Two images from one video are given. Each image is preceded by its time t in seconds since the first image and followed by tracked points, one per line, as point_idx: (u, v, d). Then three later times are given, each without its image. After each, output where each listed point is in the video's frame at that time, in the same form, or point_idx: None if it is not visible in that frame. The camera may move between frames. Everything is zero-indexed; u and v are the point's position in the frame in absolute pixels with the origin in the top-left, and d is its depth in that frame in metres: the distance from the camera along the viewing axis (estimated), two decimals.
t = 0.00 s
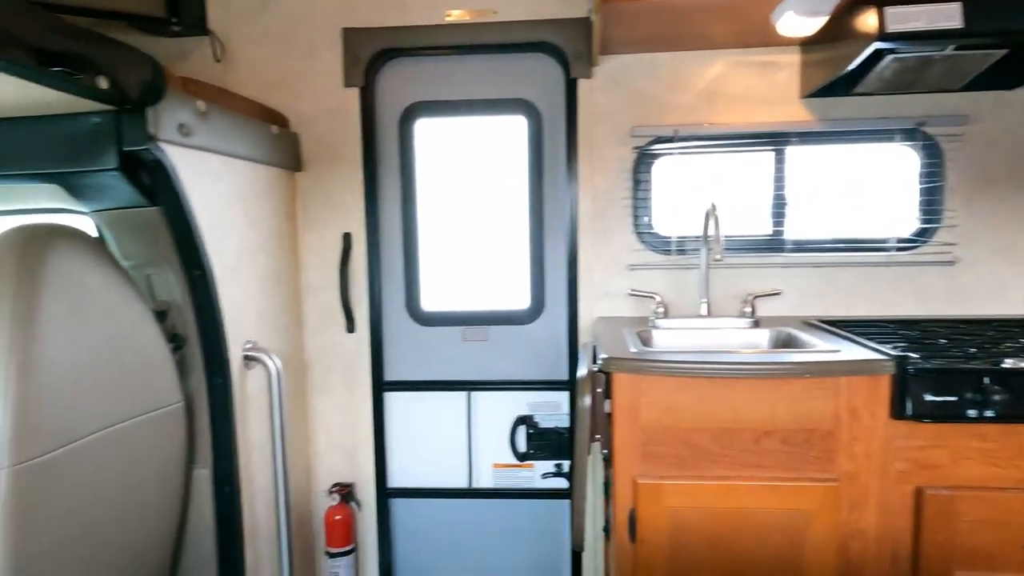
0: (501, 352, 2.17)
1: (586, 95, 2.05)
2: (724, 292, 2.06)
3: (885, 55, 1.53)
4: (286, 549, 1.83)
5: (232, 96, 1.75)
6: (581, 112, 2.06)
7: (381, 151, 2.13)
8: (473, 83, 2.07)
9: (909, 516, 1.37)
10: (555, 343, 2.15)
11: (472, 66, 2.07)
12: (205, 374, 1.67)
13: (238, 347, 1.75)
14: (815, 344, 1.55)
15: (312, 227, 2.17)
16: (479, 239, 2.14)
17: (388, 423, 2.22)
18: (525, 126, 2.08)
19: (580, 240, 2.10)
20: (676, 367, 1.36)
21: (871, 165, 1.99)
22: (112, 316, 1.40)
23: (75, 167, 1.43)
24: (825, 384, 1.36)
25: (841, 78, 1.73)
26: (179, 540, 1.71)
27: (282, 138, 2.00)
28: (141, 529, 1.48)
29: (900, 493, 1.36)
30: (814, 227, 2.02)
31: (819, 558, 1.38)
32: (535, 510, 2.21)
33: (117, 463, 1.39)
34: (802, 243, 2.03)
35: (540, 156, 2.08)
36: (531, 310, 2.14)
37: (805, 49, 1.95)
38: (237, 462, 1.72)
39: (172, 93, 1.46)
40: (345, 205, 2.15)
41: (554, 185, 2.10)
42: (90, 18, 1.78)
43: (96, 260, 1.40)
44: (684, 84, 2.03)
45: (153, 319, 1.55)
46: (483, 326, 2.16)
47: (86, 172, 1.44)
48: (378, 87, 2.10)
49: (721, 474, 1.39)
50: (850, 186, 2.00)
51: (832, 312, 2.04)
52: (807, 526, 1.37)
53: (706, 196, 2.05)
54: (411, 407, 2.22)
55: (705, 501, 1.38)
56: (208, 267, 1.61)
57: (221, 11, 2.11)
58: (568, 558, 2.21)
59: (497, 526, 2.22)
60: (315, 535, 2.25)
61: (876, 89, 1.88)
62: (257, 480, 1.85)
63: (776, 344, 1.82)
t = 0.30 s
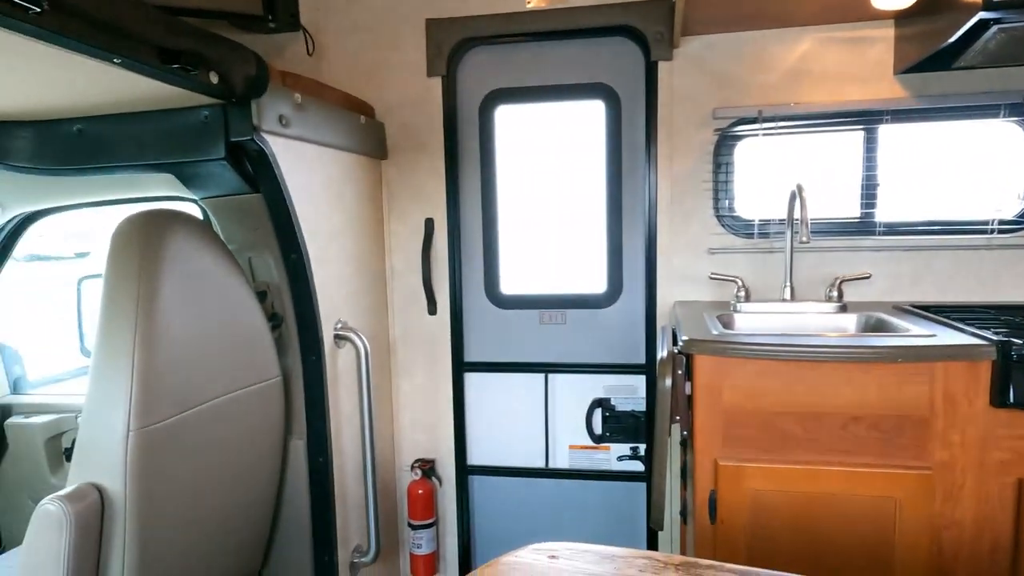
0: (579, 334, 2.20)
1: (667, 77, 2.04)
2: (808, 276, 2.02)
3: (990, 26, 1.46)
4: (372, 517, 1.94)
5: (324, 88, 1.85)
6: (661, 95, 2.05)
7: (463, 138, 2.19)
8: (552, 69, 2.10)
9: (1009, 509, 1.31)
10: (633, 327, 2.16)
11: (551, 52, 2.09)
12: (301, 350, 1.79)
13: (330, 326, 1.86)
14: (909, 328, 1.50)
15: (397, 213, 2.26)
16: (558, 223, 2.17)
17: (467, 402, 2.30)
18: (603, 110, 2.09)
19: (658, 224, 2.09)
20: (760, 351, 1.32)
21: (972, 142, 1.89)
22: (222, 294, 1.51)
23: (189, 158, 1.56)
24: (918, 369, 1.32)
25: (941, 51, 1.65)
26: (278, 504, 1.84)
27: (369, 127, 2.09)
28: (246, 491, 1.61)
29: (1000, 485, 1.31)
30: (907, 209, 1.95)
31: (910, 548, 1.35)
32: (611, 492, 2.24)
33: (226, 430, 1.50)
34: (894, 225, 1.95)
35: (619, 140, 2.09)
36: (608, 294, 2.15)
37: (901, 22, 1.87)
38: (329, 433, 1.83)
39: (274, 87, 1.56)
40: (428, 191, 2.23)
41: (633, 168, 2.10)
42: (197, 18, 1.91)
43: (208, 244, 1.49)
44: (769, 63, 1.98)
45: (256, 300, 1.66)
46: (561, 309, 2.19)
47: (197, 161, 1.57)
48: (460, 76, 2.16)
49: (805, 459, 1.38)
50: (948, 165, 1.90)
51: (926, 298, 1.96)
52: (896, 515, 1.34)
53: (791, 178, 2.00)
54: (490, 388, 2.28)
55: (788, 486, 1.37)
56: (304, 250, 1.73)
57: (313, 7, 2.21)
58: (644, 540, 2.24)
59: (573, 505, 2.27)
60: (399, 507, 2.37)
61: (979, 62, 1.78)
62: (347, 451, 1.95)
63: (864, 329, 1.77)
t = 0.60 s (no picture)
0: (639, 327, 2.16)
1: (733, 62, 1.97)
2: (884, 269, 1.91)
3: None
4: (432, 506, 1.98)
5: (386, 82, 1.87)
6: (727, 81, 1.98)
7: (522, 130, 2.18)
8: (613, 57, 2.06)
9: None
10: (695, 320, 2.11)
11: (612, 40, 2.05)
12: (362, 340, 1.83)
13: (391, 317, 1.89)
14: (996, 326, 1.40)
15: (457, 205, 2.28)
16: (618, 215, 2.13)
17: (526, 394, 2.31)
18: (666, 98, 2.04)
19: (723, 214, 2.03)
20: (829, 348, 1.26)
21: None
22: (286, 286, 1.56)
23: (257, 153, 1.61)
24: (1006, 370, 1.23)
25: None
26: (340, 489, 1.89)
27: (429, 120, 2.11)
28: (310, 477, 1.66)
29: None
30: (996, 198, 1.82)
31: (994, 561, 1.26)
32: (670, 489, 2.20)
33: (291, 417, 1.56)
34: (980, 216, 1.83)
35: (682, 129, 2.03)
36: (670, 287, 2.11)
37: None
38: (390, 423, 1.87)
39: (336, 83, 1.59)
40: (487, 183, 2.23)
41: (696, 157, 2.04)
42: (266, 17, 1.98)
43: (275, 238, 1.54)
44: (843, 44, 1.88)
45: (319, 290, 1.71)
46: (621, 302, 2.16)
47: (264, 156, 1.62)
48: (520, 67, 2.16)
49: (878, 462, 1.31)
50: None
51: (1016, 293, 1.83)
52: (979, 525, 1.26)
53: (868, 165, 1.89)
54: (549, 381, 2.28)
55: (859, 489, 1.31)
56: (365, 243, 1.76)
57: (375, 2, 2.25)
58: (705, 539, 2.19)
59: (632, 501, 2.24)
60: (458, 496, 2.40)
61: None
62: (407, 440, 1.99)
63: (945, 326, 1.67)
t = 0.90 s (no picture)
0: (685, 323, 2.14)
1: (784, 52, 1.92)
2: (943, 265, 1.84)
3: None
4: (476, 499, 2.00)
5: (431, 79, 1.89)
6: (776, 72, 1.93)
7: (566, 125, 2.18)
8: (659, 50, 2.04)
9: None
10: (742, 316, 2.07)
11: (658, 32, 2.03)
12: (408, 334, 1.87)
13: (436, 312, 1.92)
14: None
15: (501, 201, 2.29)
16: (663, 209, 2.11)
17: (569, 390, 2.31)
18: (713, 91, 2.01)
19: (772, 209, 1.99)
20: (882, 346, 1.22)
21: None
22: (335, 281, 1.60)
23: (307, 151, 1.66)
24: None
25: None
26: (386, 480, 1.93)
27: (474, 117, 2.12)
28: (357, 467, 1.70)
29: None
30: None
31: None
32: (715, 487, 2.17)
33: (339, 409, 1.60)
34: None
35: (730, 122, 2.00)
36: (716, 282, 2.07)
37: None
38: (435, 417, 1.89)
39: (383, 81, 1.62)
40: (531, 179, 2.24)
41: (745, 151, 2.00)
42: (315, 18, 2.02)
43: (324, 235, 1.59)
44: (901, 32, 1.82)
45: (367, 285, 1.75)
46: (666, 297, 2.14)
47: (314, 154, 1.66)
48: (564, 62, 2.15)
49: (935, 464, 1.26)
50: None
51: None
52: None
53: (926, 157, 1.82)
54: (592, 376, 2.28)
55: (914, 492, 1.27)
56: (411, 238, 1.79)
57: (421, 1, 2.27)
58: (751, 539, 2.16)
59: (676, 498, 2.23)
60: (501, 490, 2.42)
61: None
62: (452, 432, 2.02)
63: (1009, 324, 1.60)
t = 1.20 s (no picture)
0: (707, 321, 2.12)
1: (809, 47, 1.89)
2: (972, 262, 1.81)
3: None
4: (497, 495, 2.01)
5: (452, 77, 1.90)
6: (801, 67, 1.91)
7: (587, 122, 2.17)
8: (681, 46, 2.02)
9: None
10: (765, 314, 2.05)
11: (680, 27, 2.01)
12: (429, 330, 1.88)
13: (458, 308, 1.93)
14: None
15: (522, 198, 2.29)
16: (684, 207, 2.10)
17: (590, 387, 2.31)
18: (736, 86, 1.99)
19: (796, 206, 1.96)
20: (908, 345, 1.20)
21: None
22: (357, 278, 1.61)
23: (330, 150, 1.68)
24: None
25: None
26: (408, 475, 1.95)
27: (495, 114, 2.13)
28: (379, 463, 1.72)
29: None
30: None
31: None
32: (737, 486, 2.16)
33: (361, 405, 1.62)
34: None
35: (754, 118, 1.98)
36: (739, 280, 2.06)
37: None
38: (456, 413, 1.90)
39: (405, 79, 1.63)
40: (552, 176, 2.24)
41: (768, 147, 1.98)
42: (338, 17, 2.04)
43: (347, 232, 1.60)
44: (929, 25, 1.79)
45: (389, 282, 1.76)
46: (687, 295, 2.12)
47: (336, 152, 1.68)
48: (585, 59, 2.15)
49: (962, 465, 1.24)
50: None
51: None
52: None
53: (956, 152, 1.78)
54: (613, 374, 2.27)
55: (941, 493, 1.24)
56: (432, 236, 1.80)
57: None
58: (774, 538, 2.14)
59: (697, 497, 2.22)
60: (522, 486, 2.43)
61: None
62: (472, 429, 2.03)
63: None
